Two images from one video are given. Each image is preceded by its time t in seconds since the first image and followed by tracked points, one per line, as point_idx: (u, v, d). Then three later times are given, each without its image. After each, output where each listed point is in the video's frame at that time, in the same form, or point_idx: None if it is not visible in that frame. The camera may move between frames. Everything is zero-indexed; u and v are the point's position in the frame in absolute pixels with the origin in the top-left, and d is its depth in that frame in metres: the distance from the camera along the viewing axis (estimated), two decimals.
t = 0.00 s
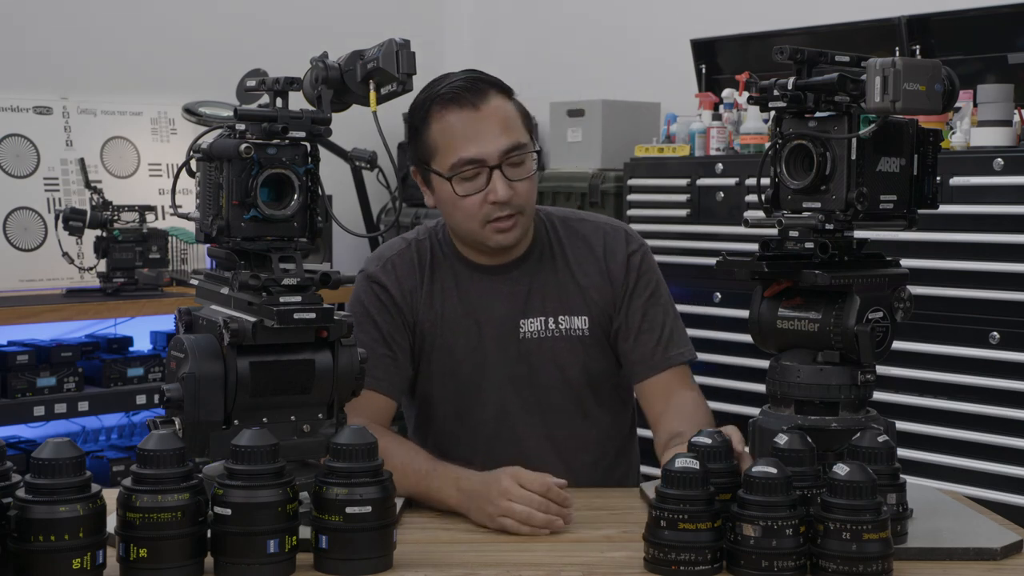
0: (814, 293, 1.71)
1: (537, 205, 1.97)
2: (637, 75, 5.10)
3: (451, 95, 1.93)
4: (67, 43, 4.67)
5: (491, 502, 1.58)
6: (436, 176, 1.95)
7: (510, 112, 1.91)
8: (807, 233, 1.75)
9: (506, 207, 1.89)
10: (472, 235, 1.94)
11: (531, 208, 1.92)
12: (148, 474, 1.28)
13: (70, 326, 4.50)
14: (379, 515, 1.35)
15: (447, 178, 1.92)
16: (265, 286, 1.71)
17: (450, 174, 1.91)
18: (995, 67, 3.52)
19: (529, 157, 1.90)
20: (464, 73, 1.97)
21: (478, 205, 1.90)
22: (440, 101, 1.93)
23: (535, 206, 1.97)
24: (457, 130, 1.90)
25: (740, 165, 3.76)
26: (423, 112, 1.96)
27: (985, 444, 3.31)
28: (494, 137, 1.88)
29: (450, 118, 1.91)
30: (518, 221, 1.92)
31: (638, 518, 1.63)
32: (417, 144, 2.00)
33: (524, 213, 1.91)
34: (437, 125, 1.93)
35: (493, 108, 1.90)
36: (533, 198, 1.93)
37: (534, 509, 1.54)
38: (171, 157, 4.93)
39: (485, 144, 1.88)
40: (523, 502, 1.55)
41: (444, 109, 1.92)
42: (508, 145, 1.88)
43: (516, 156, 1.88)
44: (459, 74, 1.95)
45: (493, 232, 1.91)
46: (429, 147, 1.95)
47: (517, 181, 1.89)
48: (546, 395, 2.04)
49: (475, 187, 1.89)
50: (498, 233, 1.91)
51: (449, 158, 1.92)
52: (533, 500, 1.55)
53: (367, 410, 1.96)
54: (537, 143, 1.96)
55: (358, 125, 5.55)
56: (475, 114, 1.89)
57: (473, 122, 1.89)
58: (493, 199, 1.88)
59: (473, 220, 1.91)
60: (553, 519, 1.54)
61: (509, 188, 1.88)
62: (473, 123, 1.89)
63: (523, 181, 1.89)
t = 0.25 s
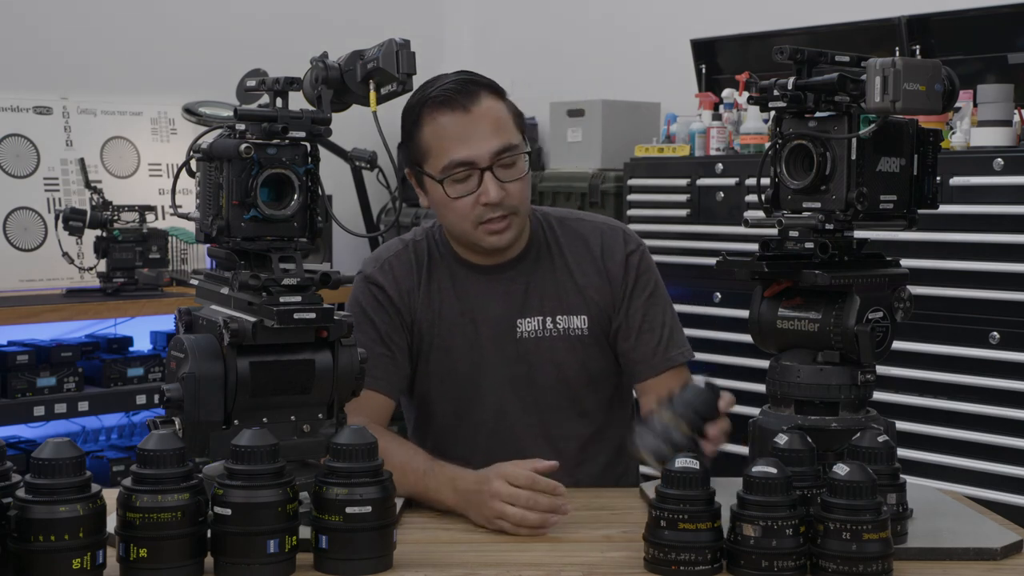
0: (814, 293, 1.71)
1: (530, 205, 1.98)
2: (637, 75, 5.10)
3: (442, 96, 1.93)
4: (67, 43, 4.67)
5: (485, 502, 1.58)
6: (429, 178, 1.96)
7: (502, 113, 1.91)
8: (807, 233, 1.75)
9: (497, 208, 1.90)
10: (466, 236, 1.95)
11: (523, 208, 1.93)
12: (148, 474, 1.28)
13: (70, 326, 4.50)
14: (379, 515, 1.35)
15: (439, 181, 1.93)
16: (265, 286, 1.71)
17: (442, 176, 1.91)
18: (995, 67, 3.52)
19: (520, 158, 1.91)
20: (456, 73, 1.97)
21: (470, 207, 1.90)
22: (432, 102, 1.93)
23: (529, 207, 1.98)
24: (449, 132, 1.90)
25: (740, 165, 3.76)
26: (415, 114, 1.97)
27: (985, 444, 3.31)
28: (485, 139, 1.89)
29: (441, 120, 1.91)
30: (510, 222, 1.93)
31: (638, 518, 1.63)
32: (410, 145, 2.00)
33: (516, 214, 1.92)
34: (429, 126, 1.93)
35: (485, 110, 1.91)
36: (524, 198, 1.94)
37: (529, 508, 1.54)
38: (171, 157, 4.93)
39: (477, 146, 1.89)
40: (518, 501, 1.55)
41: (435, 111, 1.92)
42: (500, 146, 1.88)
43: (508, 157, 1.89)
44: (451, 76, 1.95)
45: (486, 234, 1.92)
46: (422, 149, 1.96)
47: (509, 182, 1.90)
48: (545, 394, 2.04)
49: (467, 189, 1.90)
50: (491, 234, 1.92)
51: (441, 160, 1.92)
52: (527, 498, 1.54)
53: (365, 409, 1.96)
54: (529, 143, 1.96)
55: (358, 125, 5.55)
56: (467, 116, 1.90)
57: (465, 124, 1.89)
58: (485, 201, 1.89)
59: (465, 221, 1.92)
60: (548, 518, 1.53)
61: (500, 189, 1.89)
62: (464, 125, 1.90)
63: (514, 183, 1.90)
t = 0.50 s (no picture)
0: (814, 293, 1.71)
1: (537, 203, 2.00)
2: (637, 75, 5.10)
3: (449, 93, 1.95)
4: (67, 43, 4.67)
5: (487, 501, 1.58)
6: (436, 174, 1.97)
7: (509, 110, 1.94)
8: (807, 233, 1.75)
9: (505, 203, 1.91)
10: (472, 232, 1.96)
11: (531, 204, 1.94)
12: (148, 474, 1.28)
13: (70, 326, 4.50)
14: (379, 515, 1.35)
15: (447, 176, 1.94)
16: (265, 286, 1.71)
17: (450, 172, 1.93)
18: (995, 67, 3.52)
19: (528, 154, 1.92)
20: (463, 72, 2.00)
21: (478, 202, 1.92)
22: (439, 99, 1.96)
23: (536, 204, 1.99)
24: (457, 128, 1.92)
25: (740, 165, 3.76)
26: (423, 110, 1.99)
27: (985, 444, 3.31)
28: (493, 134, 1.90)
29: (449, 116, 1.93)
30: (518, 217, 1.94)
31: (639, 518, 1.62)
32: (417, 143, 2.02)
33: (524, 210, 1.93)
34: (436, 123, 1.95)
35: (492, 106, 1.93)
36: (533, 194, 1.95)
37: (530, 508, 1.54)
38: (171, 157, 4.93)
39: (485, 141, 1.90)
40: (519, 500, 1.55)
41: (443, 107, 1.95)
42: (507, 141, 1.90)
43: (516, 152, 1.91)
44: (458, 73, 1.98)
45: (493, 228, 1.93)
46: (429, 146, 1.98)
47: (516, 177, 1.91)
48: (545, 395, 2.04)
49: (475, 184, 1.92)
50: (498, 229, 1.93)
51: (449, 155, 1.94)
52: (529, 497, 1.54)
53: (366, 407, 1.96)
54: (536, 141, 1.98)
55: (358, 125, 5.55)
56: (474, 111, 1.92)
57: (472, 119, 1.91)
58: (493, 195, 1.90)
59: (472, 217, 1.93)
60: (549, 517, 1.54)
61: (508, 184, 1.90)
62: (472, 120, 1.92)
63: (522, 178, 1.91)
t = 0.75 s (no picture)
0: (814, 293, 1.71)
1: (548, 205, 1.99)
2: (637, 75, 5.10)
3: (466, 90, 1.96)
4: (68, 43, 4.67)
5: (486, 502, 1.58)
6: (448, 169, 1.98)
7: (524, 110, 1.94)
8: (807, 233, 1.75)
9: (514, 202, 1.90)
10: (480, 230, 1.96)
11: (541, 205, 1.93)
12: (148, 474, 1.28)
13: (70, 326, 4.50)
14: (379, 515, 1.35)
15: (459, 171, 1.94)
16: (265, 286, 1.72)
17: (462, 167, 1.93)
18: (995, 67, 3.52)
19: (541, 155, 1.92)
20: (481, 70, 2.01)
21: (487, 199, 1.91)
22: (456, 95, 1.96)
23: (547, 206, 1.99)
24: (471, 125, 1.93)
25: (740, 165, 3.77)
26: (439, 106, 1.99)
27: (985, 444, 3.31)
28: (506, 133, 1.91)
29: (465, 112, 1.94)
30: (528, 217, 1.93)
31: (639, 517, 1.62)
32: (432, 138, 2.02)
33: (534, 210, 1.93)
34: (451, 119, 1.96)
35: (508, 105, 1.93)
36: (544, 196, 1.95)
37: (529, 509, 1.54)
38: (171, 157, 4.93)
39: (498, 139, 1.91)
40: (518, 501, 1.55)
41: (459, 104, 1.95)
42: (520, 141, 1.91)
43: (528, 152, 1.91)
44: (477, 71, 1.99)
45: (501, 227, 1.92)
46: (443, 141, 1.98)
47: (527, 177, 1.91)
48: (543, 404, 2.03)
49: (485, 181, 1.92)
50: (507, 228, 1.92)
51: (462, 151, 1.94)
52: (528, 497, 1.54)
53: (366, 407, 1.97)
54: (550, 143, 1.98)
55: (358, 125, 5.55)
56: (490, 109, 1.92)
57: (487, 117, 1.92)
58: (502, 194, 1.90)
59: (480, 214, 1.93)
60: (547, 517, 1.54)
61: (518, 183, 1.90)
62: (486, 118, 1.92)
63: (533, 178, 1.91)
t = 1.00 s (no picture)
0: (814, 293, 1.71)
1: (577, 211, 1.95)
2: (637, 75, 5.09)
3: (521, 77, 1.92)
4: (68, 43, 4.67)
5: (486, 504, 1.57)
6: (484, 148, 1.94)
7: (575, 111, 1.91)
8: (807, 233, 1.75)
9: (542, 197, 1.87)
10: (500, 216, 1.92)
11: (569, 209, 1.90)
12: (148, 474, 1.28)
13: (70, 326, 4.50)
14: (379, 515, 1.35)
15: (494, 152, 1.91)
16: (265, 286, 1.72)
17: (498, 148, 1.89)
18: (995, 67, 3.52)
19: (580, 159, 1.89)
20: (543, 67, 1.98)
21: (514, 187, 1.88)
22: (510, 80, 1.92)
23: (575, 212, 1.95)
24: (516, 112, 1.89)
25: (740, 165, 3.77)
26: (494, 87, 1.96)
27: (985, 444, 3.31)
28: (550, 128, 1.87)
29: (515, 98, 1.90)
30: (551, 217, 1.89)
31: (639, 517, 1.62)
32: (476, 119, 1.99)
33: (559, 212, 1.89)
34: (499, 102, 1.92)
35: (559, 102, 1.90)
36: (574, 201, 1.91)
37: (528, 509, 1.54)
38: (171, 157, 4.94)
39: (540, 133, 1.87)
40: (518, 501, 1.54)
41: (513, 90, 1.92)
42: (561, 139, 1.87)
43: (568, 153, 1.88)
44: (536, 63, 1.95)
45: (522, 218, 1.89)
46: (486, 120, 1.94)
47: (559, 178, 1.87)
48: (555, 407, 2.02)
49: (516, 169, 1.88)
50: (528, 222, 1.89)
51: (501, 132, 1.90)
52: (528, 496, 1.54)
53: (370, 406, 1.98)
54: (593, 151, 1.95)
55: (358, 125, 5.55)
56: (538, 101, 1.89)
57: (534, 108, 1.89)
58: (530, 185, 1.86)
59: (505, 202, 1.89)
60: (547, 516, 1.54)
61: (549, 180, 1.86)
62: (533, 110, 1.89)
63: (565, 180, 1.87)
